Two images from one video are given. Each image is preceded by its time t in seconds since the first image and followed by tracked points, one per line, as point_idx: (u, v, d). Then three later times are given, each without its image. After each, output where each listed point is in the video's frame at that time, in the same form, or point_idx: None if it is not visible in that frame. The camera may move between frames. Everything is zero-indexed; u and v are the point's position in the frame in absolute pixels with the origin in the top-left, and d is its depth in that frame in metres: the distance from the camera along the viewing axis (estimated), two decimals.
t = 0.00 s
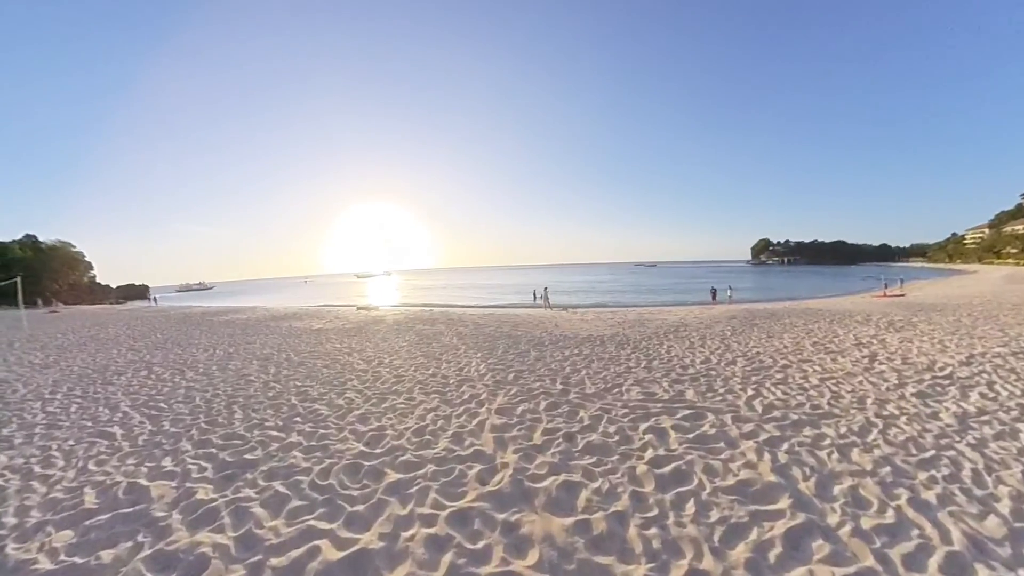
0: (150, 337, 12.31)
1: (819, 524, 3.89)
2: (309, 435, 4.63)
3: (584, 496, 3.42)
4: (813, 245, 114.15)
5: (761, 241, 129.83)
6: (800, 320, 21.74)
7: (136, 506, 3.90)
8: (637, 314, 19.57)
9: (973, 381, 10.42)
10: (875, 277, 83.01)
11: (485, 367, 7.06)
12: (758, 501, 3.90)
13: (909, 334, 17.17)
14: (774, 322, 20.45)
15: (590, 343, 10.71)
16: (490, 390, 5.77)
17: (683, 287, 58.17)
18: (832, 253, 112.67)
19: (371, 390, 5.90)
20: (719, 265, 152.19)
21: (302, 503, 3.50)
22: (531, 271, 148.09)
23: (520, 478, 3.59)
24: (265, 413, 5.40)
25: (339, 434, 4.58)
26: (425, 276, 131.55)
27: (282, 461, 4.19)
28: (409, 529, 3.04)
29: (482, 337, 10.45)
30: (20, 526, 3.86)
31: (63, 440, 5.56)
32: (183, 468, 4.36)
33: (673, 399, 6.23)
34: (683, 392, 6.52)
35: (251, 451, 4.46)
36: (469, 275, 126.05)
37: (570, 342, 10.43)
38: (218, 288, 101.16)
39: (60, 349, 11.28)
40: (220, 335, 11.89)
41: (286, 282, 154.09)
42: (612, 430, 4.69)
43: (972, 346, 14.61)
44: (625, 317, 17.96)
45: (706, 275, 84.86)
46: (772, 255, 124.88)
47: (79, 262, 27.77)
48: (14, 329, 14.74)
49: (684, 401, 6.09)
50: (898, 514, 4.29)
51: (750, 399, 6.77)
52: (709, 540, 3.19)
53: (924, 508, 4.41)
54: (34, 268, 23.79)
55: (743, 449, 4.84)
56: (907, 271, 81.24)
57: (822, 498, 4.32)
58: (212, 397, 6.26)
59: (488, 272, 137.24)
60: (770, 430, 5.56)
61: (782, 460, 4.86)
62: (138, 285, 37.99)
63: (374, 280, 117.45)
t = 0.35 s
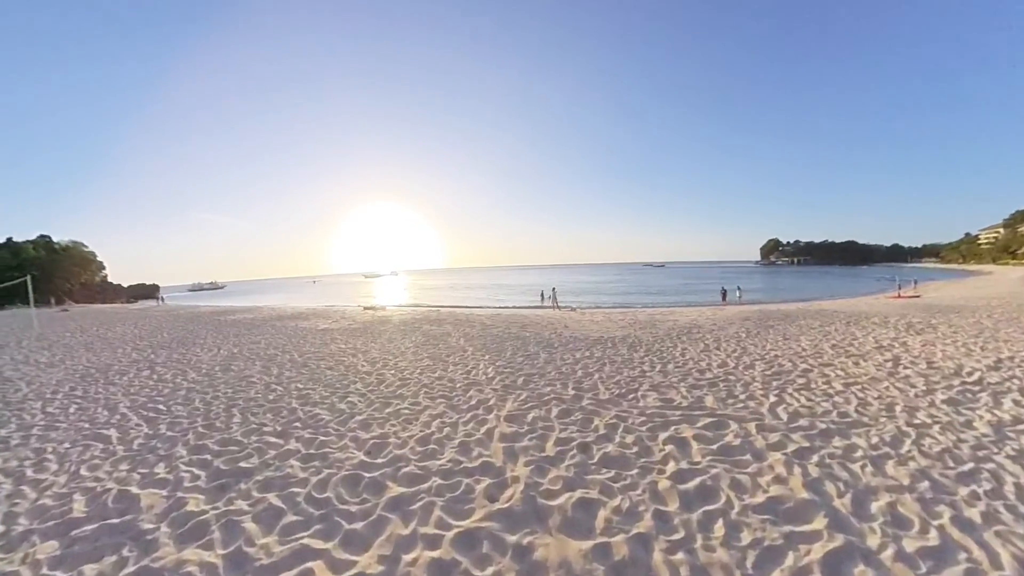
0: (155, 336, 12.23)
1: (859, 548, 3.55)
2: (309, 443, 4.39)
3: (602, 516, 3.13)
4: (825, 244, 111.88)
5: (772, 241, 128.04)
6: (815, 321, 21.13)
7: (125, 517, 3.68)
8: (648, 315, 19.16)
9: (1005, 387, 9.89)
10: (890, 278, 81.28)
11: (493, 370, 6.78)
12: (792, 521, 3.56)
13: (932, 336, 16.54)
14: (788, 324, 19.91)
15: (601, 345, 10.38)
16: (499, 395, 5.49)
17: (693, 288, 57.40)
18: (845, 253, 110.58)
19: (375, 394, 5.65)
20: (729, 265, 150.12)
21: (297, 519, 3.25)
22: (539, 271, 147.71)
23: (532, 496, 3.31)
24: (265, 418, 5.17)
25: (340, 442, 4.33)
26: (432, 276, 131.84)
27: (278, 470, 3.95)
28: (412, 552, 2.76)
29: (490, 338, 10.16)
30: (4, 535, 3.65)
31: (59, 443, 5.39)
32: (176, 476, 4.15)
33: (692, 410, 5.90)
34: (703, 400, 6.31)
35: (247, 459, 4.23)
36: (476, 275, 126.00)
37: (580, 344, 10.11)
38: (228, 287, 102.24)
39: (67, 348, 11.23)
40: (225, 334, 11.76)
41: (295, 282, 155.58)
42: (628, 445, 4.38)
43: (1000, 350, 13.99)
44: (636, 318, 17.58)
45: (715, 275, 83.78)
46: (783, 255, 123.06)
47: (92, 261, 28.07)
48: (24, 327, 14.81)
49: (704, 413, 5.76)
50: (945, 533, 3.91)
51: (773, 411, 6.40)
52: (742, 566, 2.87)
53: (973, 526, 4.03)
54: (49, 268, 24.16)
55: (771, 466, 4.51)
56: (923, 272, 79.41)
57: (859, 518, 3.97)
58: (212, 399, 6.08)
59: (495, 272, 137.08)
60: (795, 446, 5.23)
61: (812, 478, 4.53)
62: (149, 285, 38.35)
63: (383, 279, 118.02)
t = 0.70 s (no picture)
0: (163, 337, 12.14)
1: None
2: (306, 454, 4.10)
3: (629, 548, 2.80)
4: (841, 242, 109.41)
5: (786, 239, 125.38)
6: (836, 322, 20.35)
7: (109, 534, 3.43)
8: (661, 316, 18.67)
9: None
10: (909, 277, 79.06)
11: (503, 374, 6.45)
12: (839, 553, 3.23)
13: (962, 338, 15.76)
14: (807, 324, 19.25)
15: (615, 347, 9.97)
16: (509, 402, 5.16)
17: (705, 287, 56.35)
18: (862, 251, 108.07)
19: (378, 400, 5.34)
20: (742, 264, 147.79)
21: (288, 542, 2.95)
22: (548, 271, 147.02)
23: (550, 524, 2.99)
24: (263, 425, 4.90)
25: (340, 454, 4.04)
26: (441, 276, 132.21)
27: (272, 485, 3.66)
28: None
29: (499, 340, 9.81)
30: None
31: (53, 449, 5.21)
32: (166, 489, 3.90)
33: (715, 423, 5.50)
34: (728, 413, 5.95)
35: (241, 471, 3.96)
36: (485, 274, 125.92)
37: (593, 346, 9.71)
38: (241, 287, 103.71)
39: (75, 349, 11.17)
40: (231, 335, 11.60)
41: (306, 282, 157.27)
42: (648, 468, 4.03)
43: None
44: (649, 319, 17.11)
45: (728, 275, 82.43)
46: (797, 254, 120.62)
47: (106, 262, 28.40)
48: (36, 328, 14.88)
49: (727, 430, 5.36)
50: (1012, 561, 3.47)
51: (804, 425, 5.96)
52: None
53: None
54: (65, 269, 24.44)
55: (801, 497, 4.12)
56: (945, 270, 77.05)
57: (912, 545, 3.56)
58: (211, 404, 5.86)
59: (505, 272, 136.98)
60: (831, 466, 4.80)
61: (852, 502, 4.11)
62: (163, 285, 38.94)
63: (392, 279, 118.53)
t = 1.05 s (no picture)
0: (169, 337, 11.99)
1: None
2: (305, 471, 3.81)
3: None
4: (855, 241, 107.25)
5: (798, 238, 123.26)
6: (856, 324, 19.71)
7: (93, 557, 3.17)
8: (674, 317, 18.20)
9: None
10: (927, 276, 77.12)
11: (516, 380, 6.10)
12: None
13: (992, 343, 15.08)
14: (826, 327, 18.65)
15: (631, 350, 9.57)
16: (523, 413, 4.81)
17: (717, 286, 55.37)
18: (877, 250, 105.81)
19: (383, 409, 5.02)
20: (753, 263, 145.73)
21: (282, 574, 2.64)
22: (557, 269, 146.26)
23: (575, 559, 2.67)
24: (263, 435, 4.64)
25: (342, 471, 3.74)
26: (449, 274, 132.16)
27: (267, 507, 3.38)
28: None
29: (510, 342, 9.46)
30: None
31: (47, 457, 5.02)
32: (158, 508, 3.67)
33: (744, 439, 5.12)
34: (755, 426, 5.58)
35: (237, 489, 3.71)
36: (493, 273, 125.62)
37: (608, 350, 9.32)
38: (251, 285, 104.62)
39: (81, 348, 11.07)
40: (238, 335, 11.41)
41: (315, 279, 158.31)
42: (677, 493, 3.67)
43: None
44: (662, 320, 16.67)
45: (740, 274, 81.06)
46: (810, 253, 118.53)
47: (118, 260, 28.59)
48: (46, 327, 14.87)
49: (757, 450, 4.96)
50: None
51: (838, 441, 5.55)
52: None
53: None
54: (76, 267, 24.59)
55: (844, 526, 3.73)
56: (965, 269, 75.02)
57: None
58: (210, 410, 5.64)
59: (512, 270, 136.53)
60: (874, 488, 4.40)
61: (904, 530, 3.72)
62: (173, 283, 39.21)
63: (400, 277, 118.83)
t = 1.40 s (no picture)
0: (176, 334, 11.84)
1: None
2: (305, 486, 3.55)
3: None
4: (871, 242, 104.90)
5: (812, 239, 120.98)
6: (880, 327, 18.97)
7: None
8: (689, 318, 17.67)
9: None
10: (948, 278, 74.99)
11: (531, 386, 5.72)
12: None
13: None
14: (848, 329, 17.98)
15: (649, 354, 9.13)
16: (541, 423, 4.44)
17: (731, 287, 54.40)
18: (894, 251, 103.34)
19: (391, 417, 4.69)
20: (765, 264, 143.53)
21: None
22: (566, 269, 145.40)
23: None
24: (263, 445, 4.36)
25: (346, 489, 3.42)
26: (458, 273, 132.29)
27: (261, 529, 3.08)
28: None
29: (523, 344, 9.08)
30: None
31: (39, 462, 4.82)
32: (146, 526, 3.42)
33: (781, 454, 4.70)
34: (791, 439, 5.15)
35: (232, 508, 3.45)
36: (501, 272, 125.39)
37: (625, 353, 8.89)
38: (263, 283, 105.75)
39: (88, 345, 10.95)
40: (244, 334, 11.21)
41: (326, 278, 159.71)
42: (716, 517, 3.25)
43: None
44: (677, 321, 16.17)
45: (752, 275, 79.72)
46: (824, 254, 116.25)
47: (131, 258, 28.80)
48: (57, 324, 14.90)
49: (796, 466, 4.52)
50: None
51: (883, 455, 5.09)
52: None
53: None
54: (90, 263, 24.82)
55: (907, 555, 3.30)
56: (987, 271, 72.80)
57: None
58: (210, 414, 5.39)
59: (521, 270, 136.15)
60: (933, 508, 3.95)
61: (978, 560, 3.28)
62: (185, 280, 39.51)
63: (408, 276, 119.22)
